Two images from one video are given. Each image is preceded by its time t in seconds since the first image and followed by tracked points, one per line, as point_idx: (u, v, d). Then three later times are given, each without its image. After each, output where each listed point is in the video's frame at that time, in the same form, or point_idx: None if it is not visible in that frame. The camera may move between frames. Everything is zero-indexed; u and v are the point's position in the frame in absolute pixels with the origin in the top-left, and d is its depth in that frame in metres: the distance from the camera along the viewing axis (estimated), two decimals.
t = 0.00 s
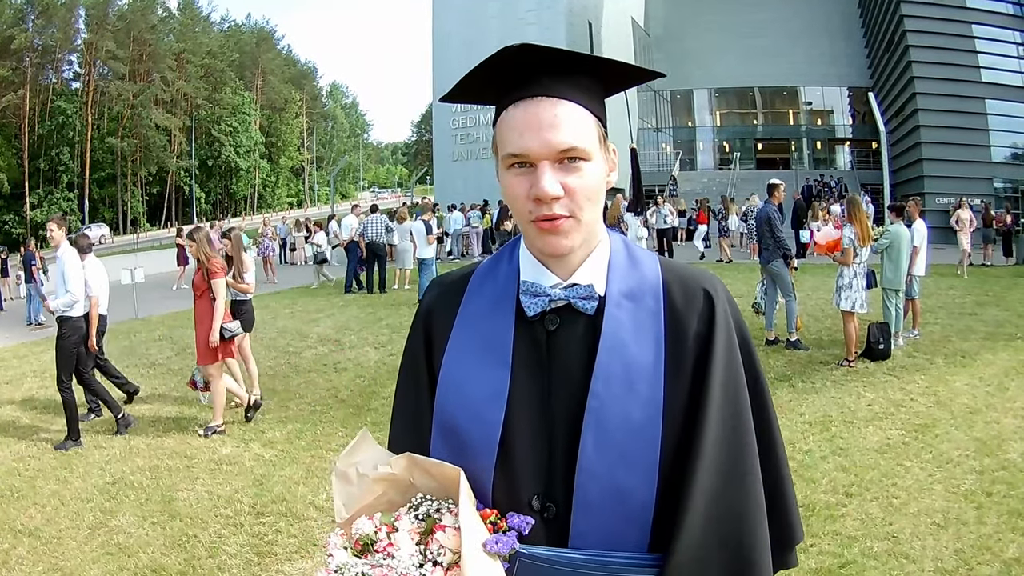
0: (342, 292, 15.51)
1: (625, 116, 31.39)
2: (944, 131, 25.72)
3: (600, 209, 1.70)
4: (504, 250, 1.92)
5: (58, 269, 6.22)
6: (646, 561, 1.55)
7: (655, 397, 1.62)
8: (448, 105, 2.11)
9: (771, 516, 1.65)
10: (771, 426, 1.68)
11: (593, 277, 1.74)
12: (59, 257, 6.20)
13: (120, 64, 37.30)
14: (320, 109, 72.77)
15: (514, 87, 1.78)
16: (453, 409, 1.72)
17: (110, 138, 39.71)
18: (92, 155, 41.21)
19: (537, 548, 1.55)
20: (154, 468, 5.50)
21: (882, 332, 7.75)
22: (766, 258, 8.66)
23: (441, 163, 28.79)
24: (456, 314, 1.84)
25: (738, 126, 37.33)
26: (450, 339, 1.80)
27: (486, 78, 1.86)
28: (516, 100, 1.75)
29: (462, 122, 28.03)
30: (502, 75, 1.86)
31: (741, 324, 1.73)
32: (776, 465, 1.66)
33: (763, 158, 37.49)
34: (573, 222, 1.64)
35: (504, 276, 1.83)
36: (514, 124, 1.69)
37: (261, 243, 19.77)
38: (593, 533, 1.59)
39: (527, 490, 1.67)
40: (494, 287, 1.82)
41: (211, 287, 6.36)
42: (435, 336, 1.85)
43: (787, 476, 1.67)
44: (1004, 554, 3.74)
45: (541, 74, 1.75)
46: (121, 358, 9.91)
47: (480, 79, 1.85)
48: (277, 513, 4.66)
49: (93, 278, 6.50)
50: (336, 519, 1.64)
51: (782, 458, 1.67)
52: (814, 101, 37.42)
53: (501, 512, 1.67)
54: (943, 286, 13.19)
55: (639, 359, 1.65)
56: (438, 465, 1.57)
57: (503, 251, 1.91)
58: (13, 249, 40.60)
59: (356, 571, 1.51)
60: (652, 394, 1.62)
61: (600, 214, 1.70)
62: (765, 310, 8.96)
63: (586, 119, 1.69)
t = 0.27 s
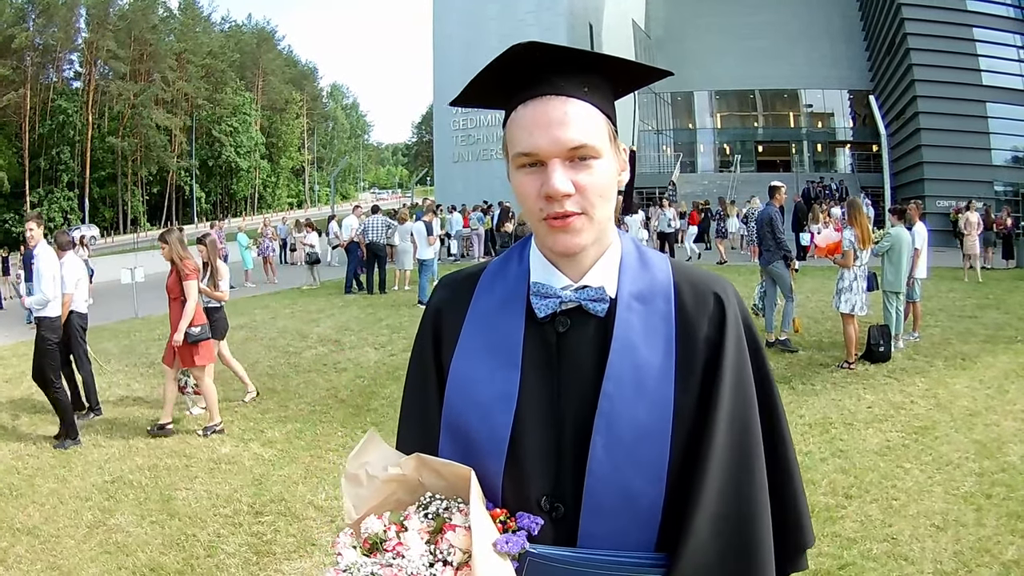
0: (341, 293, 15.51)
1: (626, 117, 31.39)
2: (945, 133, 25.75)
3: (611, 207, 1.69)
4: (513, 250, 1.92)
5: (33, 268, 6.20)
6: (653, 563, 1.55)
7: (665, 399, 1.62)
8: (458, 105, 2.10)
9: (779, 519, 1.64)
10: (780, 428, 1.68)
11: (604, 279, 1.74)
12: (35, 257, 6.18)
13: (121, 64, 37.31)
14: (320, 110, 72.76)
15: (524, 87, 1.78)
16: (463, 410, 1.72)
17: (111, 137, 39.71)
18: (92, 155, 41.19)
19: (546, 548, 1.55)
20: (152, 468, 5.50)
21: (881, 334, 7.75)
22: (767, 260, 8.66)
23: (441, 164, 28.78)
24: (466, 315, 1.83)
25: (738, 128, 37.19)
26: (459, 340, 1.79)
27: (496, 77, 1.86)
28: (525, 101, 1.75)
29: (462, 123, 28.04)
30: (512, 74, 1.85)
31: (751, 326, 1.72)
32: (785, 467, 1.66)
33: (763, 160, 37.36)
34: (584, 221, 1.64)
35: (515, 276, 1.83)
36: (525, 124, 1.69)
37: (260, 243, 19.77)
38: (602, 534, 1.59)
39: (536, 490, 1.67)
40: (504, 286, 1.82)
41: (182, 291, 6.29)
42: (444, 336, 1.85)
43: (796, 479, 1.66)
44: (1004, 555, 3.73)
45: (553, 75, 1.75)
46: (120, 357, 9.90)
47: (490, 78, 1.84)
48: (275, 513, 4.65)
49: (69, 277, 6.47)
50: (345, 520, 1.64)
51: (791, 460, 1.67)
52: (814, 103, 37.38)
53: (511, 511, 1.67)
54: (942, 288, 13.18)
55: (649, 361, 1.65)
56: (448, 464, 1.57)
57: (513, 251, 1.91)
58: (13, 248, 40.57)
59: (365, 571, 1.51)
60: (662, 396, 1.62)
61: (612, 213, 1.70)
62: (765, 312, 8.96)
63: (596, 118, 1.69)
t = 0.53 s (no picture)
0: (336, 294, 15.47)
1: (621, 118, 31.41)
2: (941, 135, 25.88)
3: (609, 215, 1.69)
4: (515, 252, 1.92)
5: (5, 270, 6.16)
6: (654, 565, 1.55)
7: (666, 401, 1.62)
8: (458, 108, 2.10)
9: (779, 520, 1.64)
10: (781, 430, 1.68)
11: (606, 281, 1.73)
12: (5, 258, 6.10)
13: (117, 64, 37.20)
14: (315, 110, 72.65)
15: (521, 89, 1.77)
16: (464, 412, 1.72)
17: (106, 137, 39.55)
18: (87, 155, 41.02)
19: (548, 549, 1.55)
20: (147, 469, 5.47)
21: (877, 336, 7.77)
22: (761, 262, 8.67)
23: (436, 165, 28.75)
24: (466, 316, 1.83)
25: (732, 129, 37.09)
26: (461, 342, 1.79)
27: (493, 81, 1.85)
28: (521, 105, 1.75)
29: (457, 124, 28.00)
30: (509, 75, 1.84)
31: (752, 329, 1.72)
32: (785, 469, 1.66)
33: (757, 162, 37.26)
34: (581, 229, 1.64)
35: (517, 278, 1.82)
36: (517, 132, 1.69)
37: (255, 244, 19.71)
38: (603, 534, 1.59)
39: (537, 491, 1.67)
40: (505, 287, 1.82)
41: (144, 294, 6.20)
42: (446, 336, 1.84)
43: (796, 481, 1.66)
44: (1001, 557, 3.74)
45: (550, 78, 1.74)
46: (114, 358, 9.86)
47: (488, 82, 1.84)
48: (271, 515, 4.64)
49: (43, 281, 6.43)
50: (347, 519, 1.63)
51: (790, 462, 1.67)
52: (809, 104, 37.44)
53: (512, 512, 1.67)
54: (937, 290, 13.22)
55: (649, 363, 1.64)
56: (450, 464, 1.56)
57: (514, 253, 1.90)
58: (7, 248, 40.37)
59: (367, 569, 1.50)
60: (664, 397, 1.62)
61: (610, 220, 1.69)
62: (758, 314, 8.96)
63: (592, 122, 1.68)
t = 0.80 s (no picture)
0: (336, 292, 15.47)
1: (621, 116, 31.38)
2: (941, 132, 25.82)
3: (607, 216, 1.68)
4: (517, 251, 1.92)
5: None
6: (656, 562, 1.55)
7: (669, 400, 1.61)
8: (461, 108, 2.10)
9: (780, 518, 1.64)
10: (784, 428, 1.68)
11: (609, 279, 1.73)
12: None
13: (116, 64, 37.14)
14: (314, 109, 72.59)
15: (519, 88, 1.77)
16: (466, 410, 1.72)
17: (105, 137, 39.50)
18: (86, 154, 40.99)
19: (549, 547, 1.55)
20: (148, 469, 5.47)
21: (877, 332, 7.76)
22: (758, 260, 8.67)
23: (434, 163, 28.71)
24: (470, 315, 1.83)
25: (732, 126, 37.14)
26: (464, 340, 1.79)
27: (492, 80, 1.85)
28: (518, 105, 1.75)
29: (457, 122, 27.99)
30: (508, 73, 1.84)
31: (754, 327, 1.71)
32: (787, 467, 1.66)
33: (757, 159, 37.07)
34: (575, 228, 1.63)
35: (519, 277, 1.82)
36: (512, 132, 1.68)
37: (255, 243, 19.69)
38: (605, 533, 1.59)
39: (539, 490, 1.66)
40: (508, 286, 1.81)
41: (121, 294, 6.23)
42: (449, 335, 1.85)
43: (798, 479, 1.66)
44: (1003, 554, 3.74)
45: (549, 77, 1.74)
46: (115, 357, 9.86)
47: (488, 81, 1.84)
48: (272, 515, 4.64)
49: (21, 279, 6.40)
50: (349, 517, 1.63)
51: (792, 460, 1.66)
52: (808, 101, 37.38)
53: (514, 510, 1.67)
54: (937, 286, 13.21)
55: (652, 361, 1.64)
56: (452, 462, 1.56)
57: (516, 252, 1.90)
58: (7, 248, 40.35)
59: (368, 567, 1.50)
60: (666, 396, 1.62)
61: (608, 219, 1.68)
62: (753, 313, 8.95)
63: (588, 120, 1.68)
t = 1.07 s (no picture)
0: (336, 288, 15.45)
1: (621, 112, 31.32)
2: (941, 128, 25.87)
3: (593, 212, 1.64)
4: (519, 247, 1.91)
5: None
6: (659, 561, 1.55)
7: (670, 396, 1.61)
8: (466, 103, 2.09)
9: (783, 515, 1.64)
10: (787, 425, 1.67)
11: (611, 274, 1.72)
12: None
13: (115, 60, 37.04)
14: (313, 105, 72.44)
15: (514, 83, 1.76)
16: (467, 406, 1.71)
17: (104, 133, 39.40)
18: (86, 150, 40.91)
19: (552, 545, 1.54)
20: (148, 466, 5.47)
21: (877, 329, 7.76)
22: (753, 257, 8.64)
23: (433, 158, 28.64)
24: (471, 311, 1.82)
25: (731, 122, 37.23)
26: (466, 337, 1.78)
27: (490, 74, 1.84)
28: (511, 101, 1.74)
29: (455, 118, 27.91)
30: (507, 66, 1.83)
31: (757, 323, 1.70)
32: (791, 462, 1.65)
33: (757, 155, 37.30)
34: (557, 226, 1.60)
35: (520, 273, 1.81)
36: (501, 130, 1.69)
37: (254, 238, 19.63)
38: (606, 531, 1.58)
39: (541, 487, 1.66)
40: (509, 282, 1.81)
41: (94, 297, 6.12)
42: (451, 331, 1.84)
43: (801, 476, 1.65)
44: (1003, 552, 3.75)
45: (547, 71, 1.73)
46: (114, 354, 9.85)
47: (487, 76, 1.84)
48: (272, 512, 4.63)
49: None
50: (348, 514, 1.63)
51: (797, 456, 1.66)
52: (808, 97, 37.35)
53: (515, 507, 1.66)
54: (937, 283, 13.20)
55: (654, 358, 1.63)
56: (452, 458, 1.56)
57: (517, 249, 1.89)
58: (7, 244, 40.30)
59: (367, 564, 1.50)
60: (668, 393, 1.61)
61: (595, 216, 1.65)
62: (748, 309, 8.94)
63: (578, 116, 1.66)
